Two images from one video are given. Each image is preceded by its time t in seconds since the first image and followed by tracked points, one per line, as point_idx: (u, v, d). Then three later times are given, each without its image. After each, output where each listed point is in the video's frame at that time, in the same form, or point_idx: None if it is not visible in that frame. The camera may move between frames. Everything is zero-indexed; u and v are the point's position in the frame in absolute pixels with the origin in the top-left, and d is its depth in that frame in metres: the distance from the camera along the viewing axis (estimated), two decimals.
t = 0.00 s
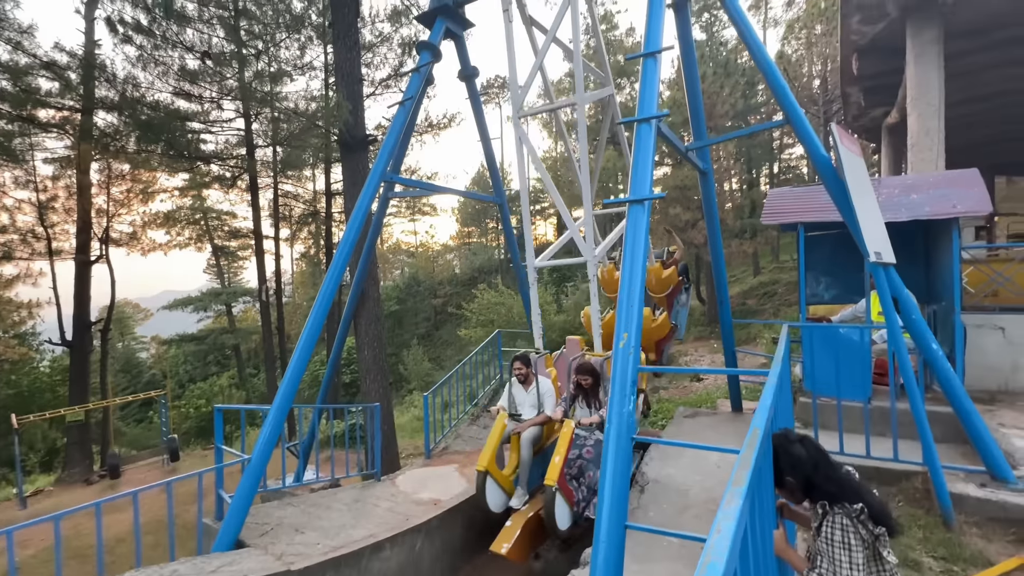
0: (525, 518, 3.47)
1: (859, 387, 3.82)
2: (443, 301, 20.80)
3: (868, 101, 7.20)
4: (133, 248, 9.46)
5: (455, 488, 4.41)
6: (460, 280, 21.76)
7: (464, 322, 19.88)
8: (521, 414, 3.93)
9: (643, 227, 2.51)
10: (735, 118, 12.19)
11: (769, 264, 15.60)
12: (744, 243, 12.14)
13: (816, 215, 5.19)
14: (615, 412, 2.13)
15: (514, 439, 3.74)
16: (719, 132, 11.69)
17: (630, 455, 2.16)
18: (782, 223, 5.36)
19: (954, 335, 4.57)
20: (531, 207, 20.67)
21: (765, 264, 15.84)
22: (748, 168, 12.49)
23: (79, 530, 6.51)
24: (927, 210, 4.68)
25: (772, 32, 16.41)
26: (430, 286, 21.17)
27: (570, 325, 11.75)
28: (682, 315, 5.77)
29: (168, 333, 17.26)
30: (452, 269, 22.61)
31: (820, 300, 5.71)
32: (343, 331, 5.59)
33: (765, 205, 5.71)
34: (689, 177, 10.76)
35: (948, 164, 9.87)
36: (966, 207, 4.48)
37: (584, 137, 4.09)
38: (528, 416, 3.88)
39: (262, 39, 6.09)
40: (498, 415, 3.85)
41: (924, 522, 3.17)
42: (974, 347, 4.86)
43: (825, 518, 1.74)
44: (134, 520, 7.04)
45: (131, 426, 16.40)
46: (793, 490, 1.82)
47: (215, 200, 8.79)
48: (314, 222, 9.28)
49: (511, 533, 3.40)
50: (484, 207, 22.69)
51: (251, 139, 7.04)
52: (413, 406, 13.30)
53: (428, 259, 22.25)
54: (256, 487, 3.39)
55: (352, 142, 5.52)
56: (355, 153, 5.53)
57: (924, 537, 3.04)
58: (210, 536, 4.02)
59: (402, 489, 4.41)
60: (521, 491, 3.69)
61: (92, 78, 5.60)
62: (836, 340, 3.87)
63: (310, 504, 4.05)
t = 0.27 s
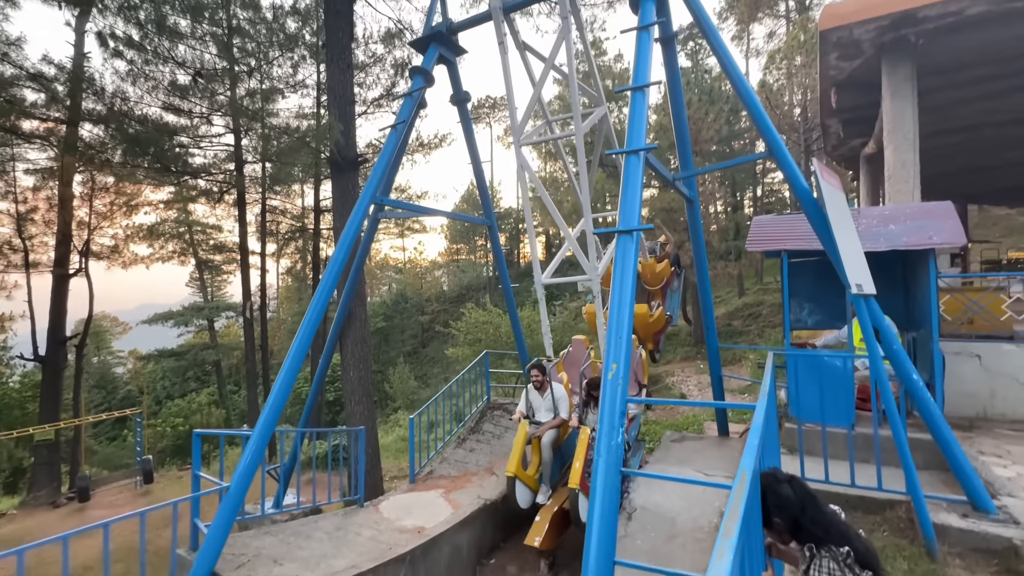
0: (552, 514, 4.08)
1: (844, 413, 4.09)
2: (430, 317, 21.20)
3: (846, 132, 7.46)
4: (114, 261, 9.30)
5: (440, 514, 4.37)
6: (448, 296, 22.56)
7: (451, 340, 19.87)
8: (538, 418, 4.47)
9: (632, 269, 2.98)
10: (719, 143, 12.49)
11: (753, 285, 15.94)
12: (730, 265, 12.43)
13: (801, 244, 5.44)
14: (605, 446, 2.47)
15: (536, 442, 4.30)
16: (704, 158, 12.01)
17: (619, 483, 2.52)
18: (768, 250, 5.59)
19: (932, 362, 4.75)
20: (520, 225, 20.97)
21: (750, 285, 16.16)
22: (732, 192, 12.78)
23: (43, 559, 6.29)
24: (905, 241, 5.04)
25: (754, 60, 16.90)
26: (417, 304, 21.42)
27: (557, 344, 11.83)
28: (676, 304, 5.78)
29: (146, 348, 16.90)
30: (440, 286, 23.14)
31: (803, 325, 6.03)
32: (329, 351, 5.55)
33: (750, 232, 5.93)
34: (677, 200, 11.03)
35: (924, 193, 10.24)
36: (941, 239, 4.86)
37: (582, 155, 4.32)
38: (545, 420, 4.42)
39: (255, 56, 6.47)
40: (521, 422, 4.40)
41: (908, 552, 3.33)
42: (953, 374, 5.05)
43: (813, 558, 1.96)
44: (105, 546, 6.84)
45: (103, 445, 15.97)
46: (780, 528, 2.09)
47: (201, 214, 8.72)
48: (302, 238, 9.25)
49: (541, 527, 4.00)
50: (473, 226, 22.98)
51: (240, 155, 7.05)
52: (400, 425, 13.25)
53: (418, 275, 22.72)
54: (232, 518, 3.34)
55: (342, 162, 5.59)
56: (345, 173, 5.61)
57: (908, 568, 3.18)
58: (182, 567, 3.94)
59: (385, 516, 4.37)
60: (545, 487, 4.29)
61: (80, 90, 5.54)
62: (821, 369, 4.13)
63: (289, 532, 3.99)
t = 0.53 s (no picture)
0: (560, 515, 4.30)
1: (831, 430, 4.97)
2: (420, 330, 21.31)
3: (831, 155, 7.64)
4: (99, 272, 9.16)
5: (429, 536, 4.33)
6: (439, 310, 22.79)
7: (441, 354, 19.82)
8: (543, 423, 4.68)
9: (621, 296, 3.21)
10: (707, 162, 12.72)
11: (741, 303, 16.22)
12: (718, 281, 12.63)
13: (787, 264, 5.60)
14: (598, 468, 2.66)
15: (541, 447, 4.50)
16: (692, 176, 12.24)
17: (611, 504, 2.70)
18: (756, 270, 5.74)
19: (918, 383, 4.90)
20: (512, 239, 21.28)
21: (738, 301, 16.41)
22: (720, 210, 12.99)
23: None
24: (890, 262, 5.28)
25: (741, 81, 17.28)
26: (406, 318, 21.47)
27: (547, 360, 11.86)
28: (669, 301, 5.77)
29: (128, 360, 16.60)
30: (431, 302, 23.69)
31: (791, 343, 6.19)
32: (318, 366, 5.51)
33: (739, 251, 6.07)
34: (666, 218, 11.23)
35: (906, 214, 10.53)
36: (924, 260, 5.11)
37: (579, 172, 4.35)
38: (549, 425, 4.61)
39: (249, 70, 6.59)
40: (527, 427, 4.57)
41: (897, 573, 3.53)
42: (937, 394, 5.21)
43: None
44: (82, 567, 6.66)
45: (81, 460, 15.60)
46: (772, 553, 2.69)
47: (191, 226, 8.68)
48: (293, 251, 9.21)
49: (551, 527, 4.22)
50: (463, 240, 23.20)
51: (232, 168, 7.04)
52: (389, 440, 13.17)
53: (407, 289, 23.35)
54: (215, 540, 3.31)
55: (335, 178, 5.66)
56: (338, 188, 5.69)
57: None
58: None
59: (373, 537, 4.32)
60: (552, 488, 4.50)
61: (70, 100, 5.53)
62: (812, 390, 5.08)
63: (273, 556, 3.92)
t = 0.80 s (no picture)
0: (556, 526, 4.29)
1: (827, 441, 4.98)
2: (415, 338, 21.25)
3: (824, 167, 7.72)
4: (90, 279, 9.09)
5: (422, 548, 4.30)
6: (434, 318, 22.72)
7: (435, 363, 19.76)
8: (538, 432, 4.64)
9: (617, 308, 3.30)
10: (701, 173, 12.82)
11: (736, 312, 16.29)
12: (712, 291, 12.69)
13: (781, 275, 5.65)
14: (595, 481, 2.69)
15: (537, 457, 4.47)
16: (686, 186, 12.33)
17: (608, 518, 2.72)
18: (750, 280, 5.81)
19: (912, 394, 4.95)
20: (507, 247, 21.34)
21: (732, 310, 16.48)
22: (715, 220, 13.07)
23: None
24: (883, 273, 5.35)
25: (735, 93, 17.46)
26: (401, 326, 21.39)
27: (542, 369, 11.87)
28: (663, 309, 5.80)
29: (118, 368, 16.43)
30: (425, 310, 23.64)
31: (786, 353, 6.23)
32: (312, 374, 5.48)
33: (733, 262, 6.13)
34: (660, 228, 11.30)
35: (898, 226, 10.64)
36: (917, 271, 5.18)
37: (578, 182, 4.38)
38: (545, 435, 4.58)
39: (246, 77, 6.59)
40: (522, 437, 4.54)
41: None
42: (931, 405, 5.26)
43: None
44: None
45: (68, 470, 15.39)
46: (773, 568, 2.92)
47: (185, 232, 8.64)
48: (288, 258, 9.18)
49: (546, 539, 4.20)
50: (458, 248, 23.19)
51: (227, 175, 7.03)
52: (383, 450, 13.09)
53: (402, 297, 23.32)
54: (206, 552, 3.28)
55: (331, 186, 5.66)
56: (334, 197, 5.68)
57: None
58: None
59: (366, 549, 4.28)
60: (548, 499, 4.49)
61: (64, 106, 5.48)
62: (808, 401, 5.12)
63: (264, 569, 3.87)
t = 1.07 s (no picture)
0: (541, 553, 4.05)
1: (832, 448, 4.97)
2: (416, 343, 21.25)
3: (826, 172, 7.72)
4: (93, 283, 9.11)
5: (425, 554, 4.28)
6: (436, 322, 22.72)
7: (437, 367, 19.76)
8: (528, 450, 4.55)
9: (621, 315, 3.31)
10: (703, 178, 12.84)
11: (738, 317, 16.26)
12: (715, 295, 12.67)
13: (785, 280, 5.65)
14: (601, 488, 2.70)
15: (524, 477, 4.35)
16: (688, 191, 12.35)
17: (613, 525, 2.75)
18: (754, 285, 5.80)
19: (917, 400, 4.94)
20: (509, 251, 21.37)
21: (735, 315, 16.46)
22: (717, 225, 13.09)
23: None
24: (887, 278, 5.34)
25: (736, 98, 17.51)
26: (403, 330, 21.41)
27: (545, 373, 11.85)
28: (664, 333, 5.82)
29: (120, 372, 16.44)
30: (427, 314, 23.65)
31: (790, 359, 6.21)
32: (315, 379, 5.48)
33: (737, 267, 6.13)
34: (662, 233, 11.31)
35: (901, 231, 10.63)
36: (920, 277, 5.17)
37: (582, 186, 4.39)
38: (535, 455, 4.47)
39: (250, 84, 6.58)
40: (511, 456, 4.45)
41: None
42: (937, 411, 5.24)
43: None
44: None
45: (70, 475, 15.38)
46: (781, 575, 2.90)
47: (189, 237, 8.67)
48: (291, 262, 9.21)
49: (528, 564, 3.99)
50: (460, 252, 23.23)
51: (230, 180, 7.06)
52: (385, 455, 13.08)
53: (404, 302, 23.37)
54: (209, 559, 3.26)
55: (335, 191, 5.69)
56: (337, 202, 5.70)
57: None
58: None
59: (369, 555, 4.27)
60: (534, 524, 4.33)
61: (70, 112, 5.50)
62: (812, 408, 5.11)
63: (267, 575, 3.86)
